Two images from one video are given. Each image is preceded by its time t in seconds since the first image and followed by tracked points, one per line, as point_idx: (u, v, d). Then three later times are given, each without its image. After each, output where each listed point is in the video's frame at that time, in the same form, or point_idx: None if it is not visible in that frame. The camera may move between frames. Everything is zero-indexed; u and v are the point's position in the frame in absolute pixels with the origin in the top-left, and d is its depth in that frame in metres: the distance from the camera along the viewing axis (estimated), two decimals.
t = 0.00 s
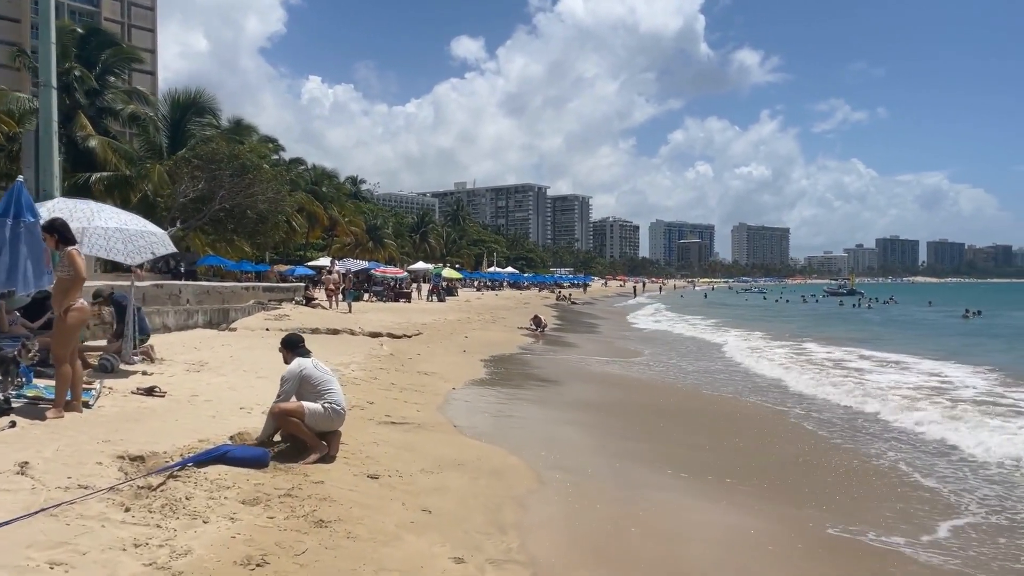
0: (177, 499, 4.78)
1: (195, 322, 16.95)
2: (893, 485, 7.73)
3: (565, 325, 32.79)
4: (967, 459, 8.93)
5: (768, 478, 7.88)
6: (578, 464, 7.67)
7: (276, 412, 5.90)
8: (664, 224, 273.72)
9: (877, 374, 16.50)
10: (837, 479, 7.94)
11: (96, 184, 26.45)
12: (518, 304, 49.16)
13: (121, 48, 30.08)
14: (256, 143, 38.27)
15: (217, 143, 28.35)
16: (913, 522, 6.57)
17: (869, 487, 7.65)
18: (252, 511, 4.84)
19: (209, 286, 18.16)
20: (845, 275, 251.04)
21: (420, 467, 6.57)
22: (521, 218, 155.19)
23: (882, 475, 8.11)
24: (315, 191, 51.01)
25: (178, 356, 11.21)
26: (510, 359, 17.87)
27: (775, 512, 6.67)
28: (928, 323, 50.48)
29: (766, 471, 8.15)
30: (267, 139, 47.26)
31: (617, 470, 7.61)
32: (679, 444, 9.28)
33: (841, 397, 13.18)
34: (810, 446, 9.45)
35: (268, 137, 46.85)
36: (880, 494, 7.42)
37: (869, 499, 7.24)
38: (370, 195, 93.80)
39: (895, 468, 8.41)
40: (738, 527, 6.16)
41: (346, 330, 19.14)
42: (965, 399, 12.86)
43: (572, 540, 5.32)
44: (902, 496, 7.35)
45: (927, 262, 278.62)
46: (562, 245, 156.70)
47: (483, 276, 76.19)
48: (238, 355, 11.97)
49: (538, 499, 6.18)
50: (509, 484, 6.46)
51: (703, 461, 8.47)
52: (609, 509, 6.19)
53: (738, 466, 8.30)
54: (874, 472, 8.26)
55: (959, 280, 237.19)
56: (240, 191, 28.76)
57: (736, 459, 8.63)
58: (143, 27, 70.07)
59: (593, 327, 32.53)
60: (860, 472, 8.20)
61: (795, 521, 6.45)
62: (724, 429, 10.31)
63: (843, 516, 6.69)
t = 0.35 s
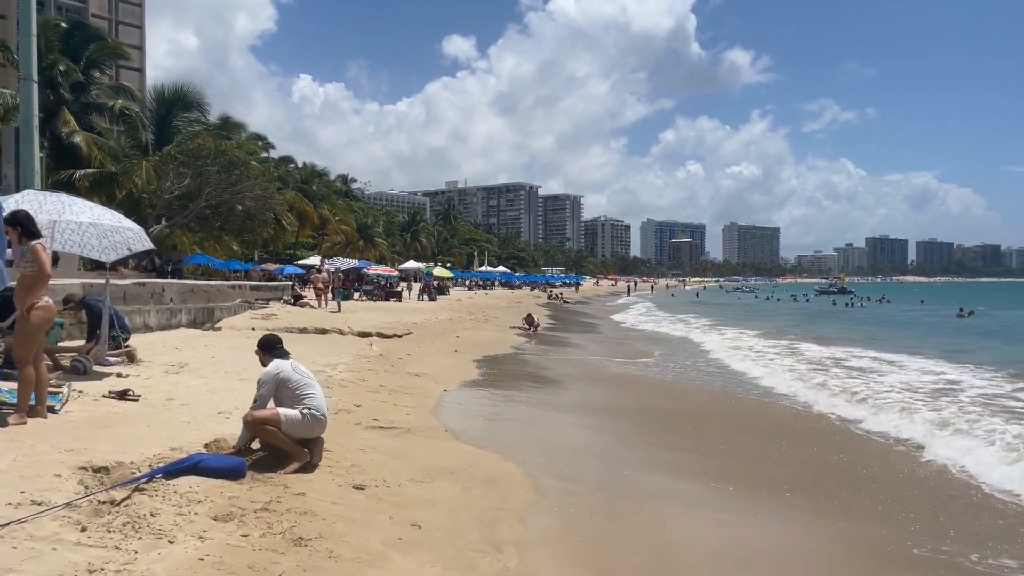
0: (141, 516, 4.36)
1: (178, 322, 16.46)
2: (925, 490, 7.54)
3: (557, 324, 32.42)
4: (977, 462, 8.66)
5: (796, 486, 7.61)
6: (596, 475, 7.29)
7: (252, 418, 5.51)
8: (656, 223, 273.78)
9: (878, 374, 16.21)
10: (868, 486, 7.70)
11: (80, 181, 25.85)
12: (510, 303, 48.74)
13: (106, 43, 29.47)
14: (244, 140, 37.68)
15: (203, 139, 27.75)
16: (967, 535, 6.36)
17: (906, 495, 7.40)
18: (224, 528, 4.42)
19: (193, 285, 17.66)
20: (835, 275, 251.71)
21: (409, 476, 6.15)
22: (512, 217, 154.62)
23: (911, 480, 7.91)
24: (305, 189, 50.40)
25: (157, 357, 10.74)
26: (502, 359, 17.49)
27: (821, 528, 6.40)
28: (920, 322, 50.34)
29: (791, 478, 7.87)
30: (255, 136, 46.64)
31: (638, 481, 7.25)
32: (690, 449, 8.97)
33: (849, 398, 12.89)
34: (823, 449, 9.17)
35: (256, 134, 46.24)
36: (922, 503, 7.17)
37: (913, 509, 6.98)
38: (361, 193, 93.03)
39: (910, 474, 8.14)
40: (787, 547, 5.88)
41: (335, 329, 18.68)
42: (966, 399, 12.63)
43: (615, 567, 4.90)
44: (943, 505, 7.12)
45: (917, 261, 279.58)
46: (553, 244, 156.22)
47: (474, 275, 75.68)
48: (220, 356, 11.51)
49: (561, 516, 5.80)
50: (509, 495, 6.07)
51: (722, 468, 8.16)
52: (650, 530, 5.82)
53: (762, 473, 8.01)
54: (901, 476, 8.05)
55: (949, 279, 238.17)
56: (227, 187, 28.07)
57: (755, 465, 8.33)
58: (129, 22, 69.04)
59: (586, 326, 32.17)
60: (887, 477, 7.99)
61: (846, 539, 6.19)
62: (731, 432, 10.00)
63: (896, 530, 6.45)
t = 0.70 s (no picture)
0: (98, 537, 4.00)
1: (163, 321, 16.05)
2: (941, 495, 7.28)
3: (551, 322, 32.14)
4: (989, 464, 8.38)
5: (806, 491, 7.35)
6: (599, 481, 6.99)
7: (227, 426, 5.15)
8: (649, 221, 273.85)
9: (876, 373, 15.96)
10: (880, 490, 7.45)
11: (67, 177, 25.37)
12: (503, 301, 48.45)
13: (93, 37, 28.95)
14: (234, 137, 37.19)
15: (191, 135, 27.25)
16: (987, 542, 6.10)
17: (921, 500, 7.15)
18: (191, 549, 4.06)
19: (179, 283, 17.25)
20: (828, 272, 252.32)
21: (396, 486, 5.80)
22: (505, 215, 154.26)
23: (925, 484, 7.66)
24: (297, 187, 49.91)
25: (137, 358, 10.35)
26: (494, 359, 17.16)
27: (836, 537, 6.13)
28: (914, 320, 50.29)
29: (800, 483, 7.61)
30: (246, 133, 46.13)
31: (643, 488, 6.96)
32: (692, 453, 8.69)
33: (850, 399, 12.61)
34: (830, 452, 8.92)
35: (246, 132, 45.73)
36: (940, 508, 6.90)
37: (930, 515, 6.72)
38: (353, 191, 92.47)
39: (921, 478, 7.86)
40: (806, 561, 5.57)
41: (324, 328, 18.30)
42: (970, 400, 12.37)
43: None
44: (960, 511, 6.86)
45: (908, 259, 280.49)
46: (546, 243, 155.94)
47: (468, 273, 75.31)
48: (204, 357, 11.14)
49: (562, 528, 5.49)
50: (505, 507, 5.72)
51: (728, 472, 7.89)
52: (658, 542, 5.53)
53: (771, 478, 7.74)
54: (913, 480, 7.79)
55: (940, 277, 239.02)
56: (215, 183, 27.56)
57: (762, 469, 8.08)
58: (119, 19, 68.29)
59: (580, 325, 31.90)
60: (901, 483, 7.70)
61: (863, 548, 5.92)
62: (735, 436, 9.72)
63: (912, 538, 6.19)
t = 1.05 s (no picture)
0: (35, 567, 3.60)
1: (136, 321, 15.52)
2: (948, 505, 7.02)
3: (535, 321, 31.81)
4: (989, 467, 8.15)
5: (805, 501, 7.05)
6: (589, 491, 6.68)
7: (185, 439, 4.73)
8: (633, 220, 274.17)
9: (866, 372, 15.74)
10: (879, 500, 7.16)
11: (41, 174, 25.01)
12: (487, 300, 48.02)
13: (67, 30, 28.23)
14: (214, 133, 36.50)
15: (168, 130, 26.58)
16: (991, 557, 5.80)
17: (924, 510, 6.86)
18: None
19: (153, 282, 16.73)
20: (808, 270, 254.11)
21: (371, 500, 5.41)
22: (490, 213, 153.70)
23: (926, 492, 7.40)
24: (279, 184, 49.17)
25: (102, 361, 9.87)
26: (478, 359, 16.79)
27: (836, 550, 5.83)
28: (898, 318, 50.39)
29: (798, 492, 7.31)
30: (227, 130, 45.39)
31: (635, 498, 6.64)
32: (687, 460, 8.40)
33: (843, 400, 12.36)
34: (826, 459, 8.65)
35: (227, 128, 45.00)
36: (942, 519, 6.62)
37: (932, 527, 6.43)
38: (337, 188, 91.56)
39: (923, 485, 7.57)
40: None
41: (304, 328, 17.84)
42: (965, 400, 12.13)
43: None
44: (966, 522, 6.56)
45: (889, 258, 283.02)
46: (531, 241, 155.53)
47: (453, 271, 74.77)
48: (174, 359, 10.68)
49: (550, 546, 5.13)
50: (490, 523, 5.37)
51: (724, 481, 7.60)
52: (650, 560, 5.19)
53: (767, 487, 7.46)
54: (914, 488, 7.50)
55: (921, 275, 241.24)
56: (193, 180, 26.90)
57: (759, 477, 7.82)
58: (98, 13, 66.99)
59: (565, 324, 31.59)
60: (905, 491, 7.44)
61: (864, 563, 5.61)
62: (730, 442, 9.45)
63: (915, 552, 5.89)
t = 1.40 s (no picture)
0: None
1: (105, 322, 14.93)
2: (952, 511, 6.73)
3: (519, 321, 31.44)
4: (990, 472, 7.90)
5: (805, 508, 6.74)
6: (581, 501, 6.33)
7: (139, 452, 4.31)
8: (615, 219, 274.60)
9: (855, 373, 15.51)
10: (881, 507, 6.87)
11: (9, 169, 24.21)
12: (470, 300, 47.60)
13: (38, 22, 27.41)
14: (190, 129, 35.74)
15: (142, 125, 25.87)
16: (1005, 568, 5.51)
17: (929, 516, 6.56)
18: None
19: (124, 281, 16.15)
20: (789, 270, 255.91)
21: (345, 516, 5.00)
22: (472, 212, 153.14)
23: (929, 496, 7.11)
24: (258, 182, 48.38)
25: (65, 364, 9.36)
26: (461, 360, 16.39)
27: (842, 562, 5.51)
28: (878, 317, 50.62)
29: (799, 499, 7.00)
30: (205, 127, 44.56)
31: (631, 509, 6.29)
32: (681, 465, 8.08)
33: (835, 403, 12.10)
34: (824, 463, 8.36)
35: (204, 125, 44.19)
36: (951, 528, 6.30)
37: (944, 537, 6.13)
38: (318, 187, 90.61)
39: (927, 490, 7.26)
40: None
41: (282, 328, 17.33)
42: (957, 403, 11.92)
43: None
44: (974, 530, 6.27)
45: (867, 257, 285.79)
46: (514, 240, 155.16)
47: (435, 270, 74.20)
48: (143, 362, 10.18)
49: (541, 567, 4.74)
50: (475, 539, 4.98)
51: (721, 488, 7.28)
52: None
53: (767, 494, 7.14)
54: (917, 493, 7.20)
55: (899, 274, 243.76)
56: (167, 176, 26.22)
57: (755, 483, 7.51)
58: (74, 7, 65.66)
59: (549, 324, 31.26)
60: (907, 496, 7.15)
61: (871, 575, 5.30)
62: (723, 446, 9.14)
63: (923, 563, 5.59)
